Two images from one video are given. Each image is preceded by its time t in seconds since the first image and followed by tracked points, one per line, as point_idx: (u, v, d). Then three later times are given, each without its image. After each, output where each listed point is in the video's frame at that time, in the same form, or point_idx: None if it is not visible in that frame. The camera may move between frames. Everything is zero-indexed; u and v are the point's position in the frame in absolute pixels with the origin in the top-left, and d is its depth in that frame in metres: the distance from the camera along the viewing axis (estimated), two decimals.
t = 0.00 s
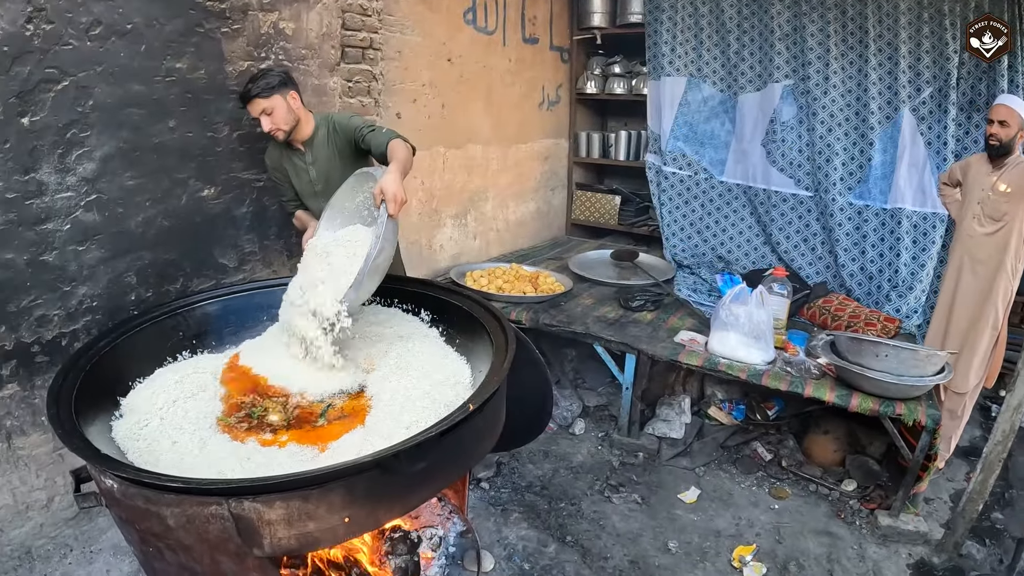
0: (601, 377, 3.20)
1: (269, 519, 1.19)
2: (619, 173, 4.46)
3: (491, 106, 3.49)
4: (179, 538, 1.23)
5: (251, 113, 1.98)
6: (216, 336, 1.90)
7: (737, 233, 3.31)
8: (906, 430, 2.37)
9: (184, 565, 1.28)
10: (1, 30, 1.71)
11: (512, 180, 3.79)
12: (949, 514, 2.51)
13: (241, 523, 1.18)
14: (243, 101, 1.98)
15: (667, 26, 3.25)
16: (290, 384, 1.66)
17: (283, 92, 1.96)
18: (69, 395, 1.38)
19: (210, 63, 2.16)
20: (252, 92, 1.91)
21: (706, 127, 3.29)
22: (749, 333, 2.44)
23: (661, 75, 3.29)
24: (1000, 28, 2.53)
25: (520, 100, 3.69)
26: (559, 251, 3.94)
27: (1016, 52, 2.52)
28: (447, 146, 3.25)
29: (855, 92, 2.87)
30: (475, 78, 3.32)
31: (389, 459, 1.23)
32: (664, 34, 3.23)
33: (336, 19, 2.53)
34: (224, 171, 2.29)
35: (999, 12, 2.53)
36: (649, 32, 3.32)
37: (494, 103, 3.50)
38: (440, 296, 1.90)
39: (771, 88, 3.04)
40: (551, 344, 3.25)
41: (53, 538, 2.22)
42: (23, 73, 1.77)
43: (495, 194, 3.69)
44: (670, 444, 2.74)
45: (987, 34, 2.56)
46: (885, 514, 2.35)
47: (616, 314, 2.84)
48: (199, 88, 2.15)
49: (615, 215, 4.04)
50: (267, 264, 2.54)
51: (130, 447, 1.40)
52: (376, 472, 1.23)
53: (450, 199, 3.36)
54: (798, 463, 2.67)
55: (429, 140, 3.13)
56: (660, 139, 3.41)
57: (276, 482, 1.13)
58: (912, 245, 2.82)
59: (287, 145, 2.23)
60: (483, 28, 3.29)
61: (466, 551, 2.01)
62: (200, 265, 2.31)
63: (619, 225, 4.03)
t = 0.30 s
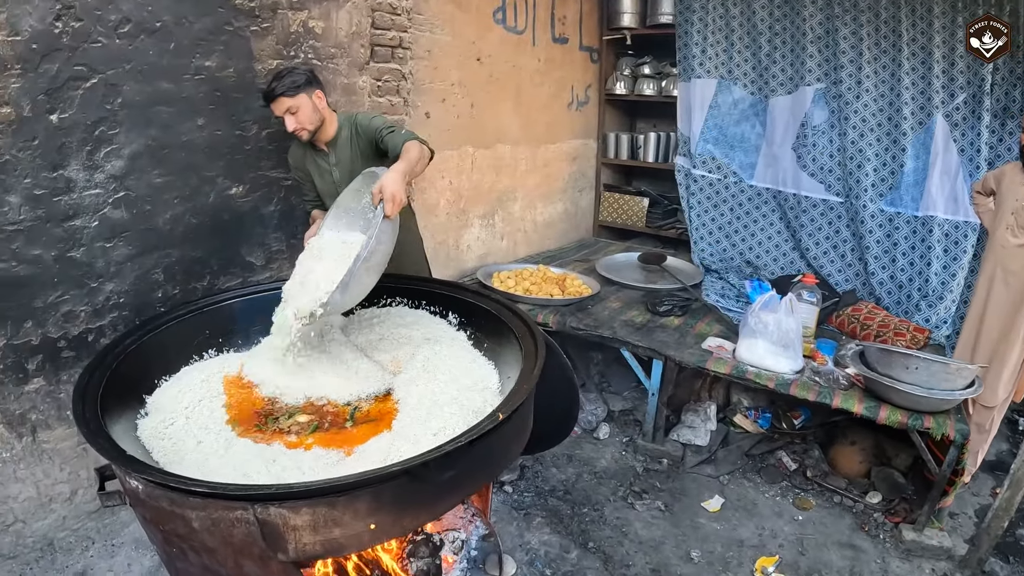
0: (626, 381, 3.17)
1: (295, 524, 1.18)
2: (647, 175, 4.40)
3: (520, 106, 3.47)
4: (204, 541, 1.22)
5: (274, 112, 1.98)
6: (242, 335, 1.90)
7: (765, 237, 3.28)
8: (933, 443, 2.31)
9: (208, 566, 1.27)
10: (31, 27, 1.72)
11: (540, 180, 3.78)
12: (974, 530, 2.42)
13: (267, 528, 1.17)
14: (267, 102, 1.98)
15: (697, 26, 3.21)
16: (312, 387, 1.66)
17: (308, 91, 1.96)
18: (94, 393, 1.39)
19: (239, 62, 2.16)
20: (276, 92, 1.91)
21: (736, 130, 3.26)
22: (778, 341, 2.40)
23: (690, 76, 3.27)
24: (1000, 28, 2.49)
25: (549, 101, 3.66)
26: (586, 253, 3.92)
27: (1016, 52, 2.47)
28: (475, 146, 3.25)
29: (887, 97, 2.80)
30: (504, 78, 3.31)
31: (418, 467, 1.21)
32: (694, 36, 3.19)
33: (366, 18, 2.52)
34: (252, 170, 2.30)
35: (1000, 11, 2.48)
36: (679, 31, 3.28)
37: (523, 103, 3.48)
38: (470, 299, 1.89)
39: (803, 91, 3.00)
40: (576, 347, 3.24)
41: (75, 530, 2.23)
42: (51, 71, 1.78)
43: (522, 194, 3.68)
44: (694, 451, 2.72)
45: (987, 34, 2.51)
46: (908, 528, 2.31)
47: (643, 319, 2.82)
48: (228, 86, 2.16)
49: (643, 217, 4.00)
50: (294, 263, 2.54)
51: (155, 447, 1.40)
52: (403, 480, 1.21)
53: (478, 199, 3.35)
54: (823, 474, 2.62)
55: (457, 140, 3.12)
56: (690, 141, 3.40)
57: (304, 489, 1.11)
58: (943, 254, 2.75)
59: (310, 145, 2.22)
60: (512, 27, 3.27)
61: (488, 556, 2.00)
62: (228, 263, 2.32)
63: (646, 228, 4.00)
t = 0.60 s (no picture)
0: (643, 385, 3.15)
1: (311, 529, 1.16)
2: (666, 177, 4.36)
3: (540, 106, 3.46)
4: (218, 543, 1.22)
5: (288, 113, 1.94)
6: (258, 333, 1.90)
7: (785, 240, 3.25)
8: (953, 455, 2.27)
9: (222, 568, 1.26)
10: (49, 23, 1.73)
11: (558, 181, 3.76)
12: (991, 542, 2.38)
13: (282, 532, 1.16)
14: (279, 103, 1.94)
15: (719, 26, 3.19)
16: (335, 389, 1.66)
17: (324, 91, 1.93)
18: (110, 391, 1.38)
19: (258, 59, 2.16)
20: (292, 92, 1.86)
21: (757, 132, 3.23)
22: (798, 347, 2.37)
23: (711, 78, 3.25)
24: (1000, 28, 2.49)
25: (568, 101, 3.65)
26: (603, 255, 3.89)
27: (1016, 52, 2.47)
28: (494, 145, 3.23)
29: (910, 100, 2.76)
30: (524, 78, 3.30)
31: (438, 473, 1.20)
32: (716, 36, 3.17)
33: (386, 16, 2.52)
34: (270, 167, 2.29)
35: (1000, 11, 2.48)
36: (700, 32, 3.27)
37: (542, 103, 3.47)
38: (488, 301, 1.87)
39: (824, 94, 2.96)
40: (593, 348, 3.23)
41: (88, 525, 2.23)
42: (69, 67, 1.78)
43: (541, 195, 3.66)
44: (710, 456, 2.68)
45: (987, 34, 2.52)
46: (923, 539, 2.26)
47: (662, 322, 2.80)
48: (247, 84, 2.16)
49: (661, 219, 3.97)
50: (311, 262, 2.54)
51: (170, 446, 1.40)
52: (422, 486, 1.20)
53: (496, 199, 3.34)
54: (840, 482, 2.58)
55: (476, 139, 3.11)
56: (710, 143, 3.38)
57: (321, 495, 1.10)
58: (963, 261, 2.70)
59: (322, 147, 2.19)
60: (533, 26, 3.26)
61: (502, 559, 1.96)
62: (246, 260, 2.32)
63: (664, 230, 3.97)
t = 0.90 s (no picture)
0: (655, 388, 3.13)
1: (321, 533, 1.15)
2: (679, 177, 4.34)
3: (553, 105, 3.45)
4: (226, 544, 1.21)
5: (295, 112, 1.91)
6: (268, 331, 1.90)
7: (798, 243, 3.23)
8: (965, 462, 2.27)
9: (230, 569, 1.26)
10: (61, 18, 1.72)
11: (571, 181, 3.75)
12: (1003, 552, 2.32)
13: (292, 535, 1.15)
14: (285, 102, 1.91)
15: (734, 27, 3.17)
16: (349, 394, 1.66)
17: (331, 92, 1.92)
18: (119, 390, 1.37)
19: (272, 56, 2.16)
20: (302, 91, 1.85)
21: (771, 134, 3.21)
22: (811, 351, 2.35)
23: (726, 78, 3.24)
24: (1000, 28, 2.49)
25: (582, 100, 3.64)
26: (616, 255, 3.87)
27: (1016, 51, 2.46)
28: (508, 145, 3.22)
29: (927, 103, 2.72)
30: (538, 77, 3.28)
31: (450, 478, 1.18)
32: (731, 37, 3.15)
33: (399, 13, 2.51)
34: (282, 164, 2.29)
35: (999, 11, 2.48)
36: (715, 32, 3.25)
37: (556, 103, 3.45)
38: (501, 302, 1.86)
39: (840, 96, 2.94)
40: (605, 350, 3.21)
41: (96, 522, 2.23)
42: (81, 62, 1.78)
43: (554, 195, 3.65)
44: (722, 461, 2.67)
45: (987, 34, 2.52)
46: (935, 547, 2.24)
47: (674, 324, 2.79)
48: (260, 80, 2.15)
49: (674, 220, 3.95)
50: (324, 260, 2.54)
51: (179, 446, 1.39)
52: (435, 491, 1.18)
53: (509, 198, 3.33)
54: (851, 488, 2.55)
55: (490, 139, 3.10)
56: (724, 145, 3.37)
57: (332, 499, 1.09)
58: (979, 266, 2.66)
59: (326, 151, 2.18)
60: (547, 25, 3.24)
61: (511, 561, 1.97)
62: (258, 259, 2.32)
63: (677, 231, 3.96)
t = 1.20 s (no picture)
0: (665, 389, 3.12)
1: (328, 533, 1.14)
2: (690, 177, 4.33)
3: (564, 104, 3.43)
4: (233, 544, 1.20)
5: (310, 111, 1.90)
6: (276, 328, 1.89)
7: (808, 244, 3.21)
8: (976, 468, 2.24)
9: (236, 568, 1.25)
10: (70, 13, 1.72)
11: (582, 180, 3.74)
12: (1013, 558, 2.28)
13: (299, 535, 1.14)
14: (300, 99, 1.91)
15: (747, 26, 3.14)
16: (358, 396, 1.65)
17: (348, 92, 1.90)
18: (125, 387, 1.36)
19: (282, 52, 2.15)
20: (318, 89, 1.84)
21: (783, 134, 3.19)
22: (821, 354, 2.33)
23: (738, 78, 3.21)
24: (1000, 28, 2.50)
25: (594, 99, 3.62)
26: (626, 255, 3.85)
27: (1016, 51, 2.48)
28: (518, 143, 3.21)
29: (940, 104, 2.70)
30: (549, 75, 3.27)
31: (458, 479, 1.16)
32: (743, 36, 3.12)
33: (411, 10, 2.50)
34: (292, 161, 2.28)
35: (999, 11, 2.50)
36: (727, 32, 3.22)
37: (567, 101, 3.44)
38: (512, 301, 1.85)
39: (852, 97, 2.91)
40: (614, 350, 3.20)
41: (103, 517, 2.22)
42: (91, 57, 1.77)
43: (564, 194, 3.64)
44: (730, 463, 2.65)
45: (987, 34, 2.53)
46: (944, 553, 2.22)
47: (685, 325, 2.77)
48: (271, 77, 2.15)
49: (684, 220, 3.94)
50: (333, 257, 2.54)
51: (186, 443, 1.39)
52: (444, 492, 1.17)
53: (519, 197, 3.32)
54: (860, 492, 2.53)
55: (501, 137, 3.09)
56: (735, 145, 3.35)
57: (340, 500, 1.08)
58: (992, 270, 2.64)
59: (340, 150, 2.18)
60: (558, 23, 3.23)
61: (519, 562, 1.91)
62: (268, 255, 2.32)
63: (687, 231, 3.94)
